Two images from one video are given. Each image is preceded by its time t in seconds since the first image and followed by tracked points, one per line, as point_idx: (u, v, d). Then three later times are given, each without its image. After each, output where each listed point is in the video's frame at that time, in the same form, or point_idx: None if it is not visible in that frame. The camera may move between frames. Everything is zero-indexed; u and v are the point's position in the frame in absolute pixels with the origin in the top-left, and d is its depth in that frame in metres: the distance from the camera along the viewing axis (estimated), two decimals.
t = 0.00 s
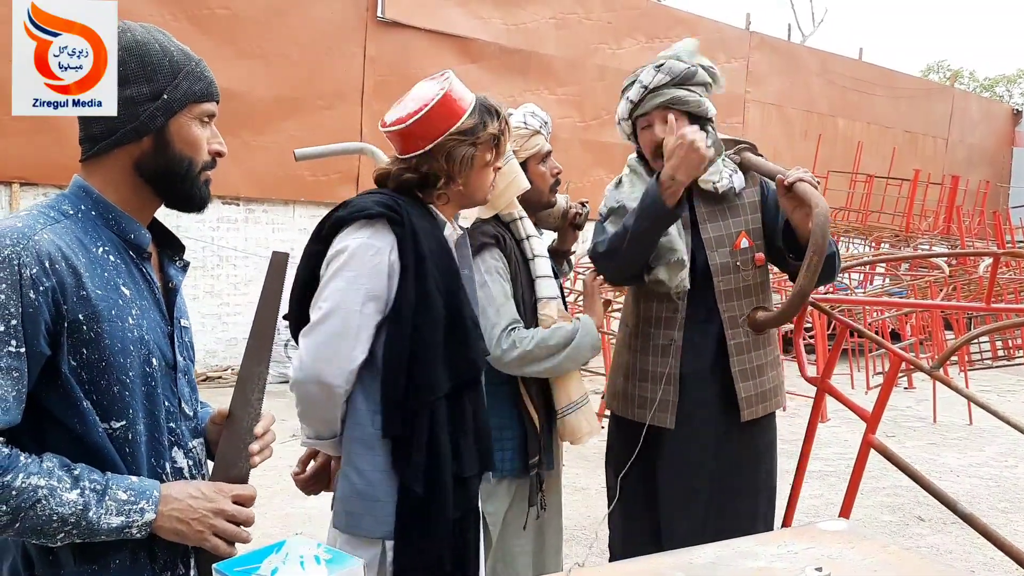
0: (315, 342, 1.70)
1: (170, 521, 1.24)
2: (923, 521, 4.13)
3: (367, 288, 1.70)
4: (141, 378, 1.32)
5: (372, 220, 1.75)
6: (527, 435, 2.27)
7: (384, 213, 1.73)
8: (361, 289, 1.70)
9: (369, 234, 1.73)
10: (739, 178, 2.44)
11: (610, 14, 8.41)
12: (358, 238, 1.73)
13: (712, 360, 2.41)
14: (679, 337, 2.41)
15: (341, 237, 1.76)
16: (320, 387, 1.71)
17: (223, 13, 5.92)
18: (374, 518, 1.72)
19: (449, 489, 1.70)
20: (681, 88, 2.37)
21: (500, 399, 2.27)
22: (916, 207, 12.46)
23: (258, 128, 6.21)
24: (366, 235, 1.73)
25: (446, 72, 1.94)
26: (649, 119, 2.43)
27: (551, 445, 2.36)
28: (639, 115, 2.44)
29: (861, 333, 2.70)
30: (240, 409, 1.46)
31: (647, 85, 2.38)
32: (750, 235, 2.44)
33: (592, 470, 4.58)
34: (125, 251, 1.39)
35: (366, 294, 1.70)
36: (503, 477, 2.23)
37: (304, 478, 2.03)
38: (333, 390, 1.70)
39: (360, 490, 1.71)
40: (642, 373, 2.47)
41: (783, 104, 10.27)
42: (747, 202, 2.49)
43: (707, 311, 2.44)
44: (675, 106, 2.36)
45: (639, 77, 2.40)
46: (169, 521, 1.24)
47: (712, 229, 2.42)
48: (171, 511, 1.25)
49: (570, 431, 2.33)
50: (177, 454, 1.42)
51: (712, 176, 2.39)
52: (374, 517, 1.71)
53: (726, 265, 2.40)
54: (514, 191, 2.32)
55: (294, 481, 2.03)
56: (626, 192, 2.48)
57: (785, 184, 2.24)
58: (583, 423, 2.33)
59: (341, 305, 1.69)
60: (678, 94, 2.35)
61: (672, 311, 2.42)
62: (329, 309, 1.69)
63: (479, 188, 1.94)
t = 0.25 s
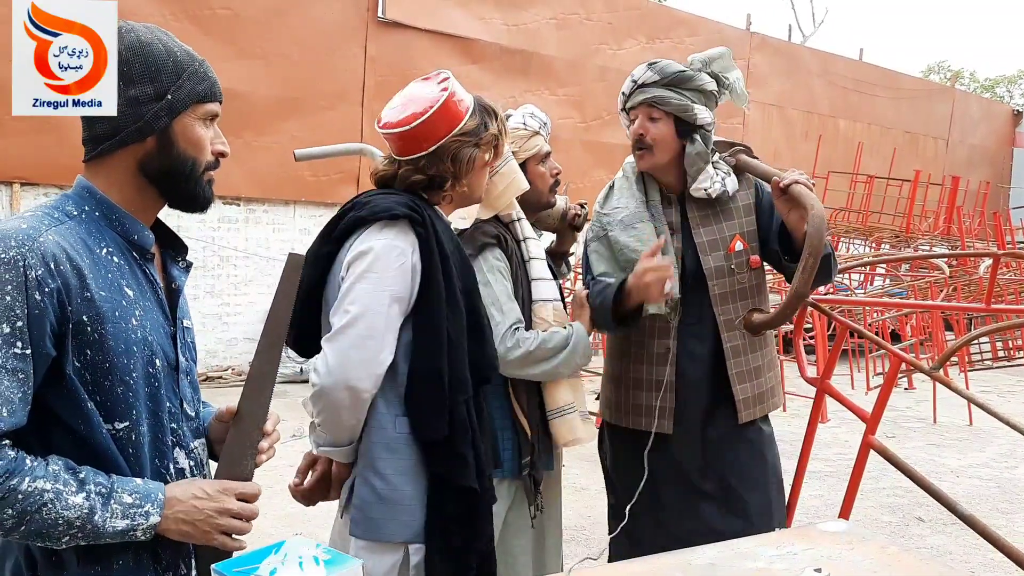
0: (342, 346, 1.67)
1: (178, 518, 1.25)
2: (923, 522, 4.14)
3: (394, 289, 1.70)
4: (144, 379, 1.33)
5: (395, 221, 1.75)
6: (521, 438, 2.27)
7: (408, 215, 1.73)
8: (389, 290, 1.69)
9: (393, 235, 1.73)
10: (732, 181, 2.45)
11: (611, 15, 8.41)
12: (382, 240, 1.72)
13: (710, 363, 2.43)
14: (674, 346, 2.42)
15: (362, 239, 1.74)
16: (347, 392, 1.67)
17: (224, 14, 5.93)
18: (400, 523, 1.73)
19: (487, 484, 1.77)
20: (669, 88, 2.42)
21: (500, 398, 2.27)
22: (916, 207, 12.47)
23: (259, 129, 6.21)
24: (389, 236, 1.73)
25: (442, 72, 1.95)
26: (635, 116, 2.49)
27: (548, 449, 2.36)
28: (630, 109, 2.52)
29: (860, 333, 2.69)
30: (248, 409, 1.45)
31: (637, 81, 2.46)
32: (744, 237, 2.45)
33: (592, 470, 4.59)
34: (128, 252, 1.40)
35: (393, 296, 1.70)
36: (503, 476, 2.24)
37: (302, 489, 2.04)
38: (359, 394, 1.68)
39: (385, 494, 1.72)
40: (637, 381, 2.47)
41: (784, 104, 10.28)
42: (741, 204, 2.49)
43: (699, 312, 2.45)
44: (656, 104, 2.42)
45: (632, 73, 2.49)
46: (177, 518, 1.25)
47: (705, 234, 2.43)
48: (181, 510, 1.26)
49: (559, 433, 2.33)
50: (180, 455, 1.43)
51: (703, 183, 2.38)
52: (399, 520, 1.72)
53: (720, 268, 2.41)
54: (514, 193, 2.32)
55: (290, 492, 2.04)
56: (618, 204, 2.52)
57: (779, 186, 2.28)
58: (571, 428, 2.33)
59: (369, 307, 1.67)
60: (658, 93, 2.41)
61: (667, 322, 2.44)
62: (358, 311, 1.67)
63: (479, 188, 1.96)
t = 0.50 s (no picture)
0: (343, 349, 1.66)
1: (180, 519, 1.26)
2: (923, 522, 4.14)
3: (395, 291, 1.70)
4: (146, 379, 1.33)
5: (396, 222, 1.75)
6: (519, 439, 2.27)
7: (409, 216, 1.73)
8: (391, 292, 1.69)
9: (394, 236, 1.73)
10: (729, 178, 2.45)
11: (611, 15, 8.42)
12: (382, 241, 1.72)
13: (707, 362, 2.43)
14: (672, 346, 2.45)
15: (363, 240, 1.74)
16: (348, 396, 1.67)
17: (224, 14, 5.93)
18: (400, 526, 1.73)
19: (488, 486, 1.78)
20: (665, 87, 2.44)
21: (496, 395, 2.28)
22: (916, 207, 12.47)
23: (259, 129, 6.22)
24: (391, 237, 1.73)
25: (439, 71, 1.95)
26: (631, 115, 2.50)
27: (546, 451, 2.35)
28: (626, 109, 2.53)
29: (862, 334, 2.69)
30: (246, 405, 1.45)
31: (632, 81, 2.48)
32: (740, 236, 2.45)
33: (592, 470, 4.59)
34: (130, 252, 1.40)
35: (394, 298, 1.70)
36: (501, 475, 2.24)
37: (298, 492, 2.03)
38: (361, 397, 1.67)
39: (386, 496, 1.73)
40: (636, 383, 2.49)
41: (784, 104, 10.28)
42: (738, 203, 2.49)
43: (694, 312, 2.46)
44: (651, 104, 2.44)
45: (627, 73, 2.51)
46: (176, 522, 1.25)
47: (700, 232, 2.44)
48: (181, 512, 1.26)
49: (545, 436, 2.27)
50: (180, 455, 1.44)
51: (699, 181, 2.38)
52: (399, 523, 1.72)
53: (715, 267, 2.42)
54: (514, 192, 2.32)
55: (286, 495, 2.02)
56: (611, 205, 2.54)
57: (769, 185, 2.28)
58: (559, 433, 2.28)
59: (370, 310, 1.67)
60: (653, 92, 2.42)
61: (664, 323, 2.48)
62: (360, 314, 1.66)
63: (477, 187, 1.96)
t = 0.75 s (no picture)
0: (328, 349, 1.67)
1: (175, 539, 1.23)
2: (923, 523, 4.14)
3: (382, 292, 1.70)
4: (147, 379, 1.33)
5: (384, 224, 1.75)
6: (518, 439, 2.28)
7: (397, 218, 1.73)
8: (376, 294, 1.69)
9: (382, 238, 1.73)
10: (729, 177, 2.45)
11: (612, 16, 8.42)
12: (369, 243, 1.72)
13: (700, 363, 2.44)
14: (664, 350, 2.45)
15: (350, 241, 1.75)
16: (333, 395, 1.68)
17: (224, 14, 5.93)
18: (386, 525, 1.72)
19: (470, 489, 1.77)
20: (663, 90, 2.45)
21: (490, 396, 2.30)
22: (916, 208, 12.47)
23: (260, 129, 6.22)
24: (379, 239, 1.73)
25: (435, 70, 1.95)
26: (631, 118, 2.50)
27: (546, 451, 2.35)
28: (625, 113, 2.53)
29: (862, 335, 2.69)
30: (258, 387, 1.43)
31: (630, 84, 2.49)
32: (742, 235, 2.44)
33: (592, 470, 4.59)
34: (133, 251, 1.40)
35: (380, 299, 1.70)
36: (501, 476, 2.25)
37: (291, 487, 2.02)
38: (346, 398, 1.68)
39: (370, 494, 1.72)
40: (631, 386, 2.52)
41: (784, 105, 10.28)
42: (740, 202, 2.48)
43: (696, 312, 2.47)
44: (650, 106, 2.45)
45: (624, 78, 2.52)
46: (169, 539, 1.23)
47: (700, 232, 2.45)
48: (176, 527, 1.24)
49: (544, 436, 2.26)
50: (180, 455, 1.45)
51: (698, 181, 2.38)
52: (384, 523, 1.72)
53: (715, 266, 2.42)
54: (508, 192, 2.31)
55: (279, 490, 2.02)
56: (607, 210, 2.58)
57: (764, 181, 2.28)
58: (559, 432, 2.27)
59: (356, 311, 1.67)
60: (652, 95, 2.43)
61: (655, 326, 2.49)
62: (345, 315, 1.67)
63: (471, 188, 1.97)
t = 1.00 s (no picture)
0: (313, 347, 1.68)
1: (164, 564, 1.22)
2: (923, 523, 4.13)
3: (367, 292, 1.70)
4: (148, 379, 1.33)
5: (372, 224, 1.75)
6: (515, 439, 2.28)
7: (384, 218, 1.73)
8: (361, 293, 1.70)
9: (368, 238, 1.74)
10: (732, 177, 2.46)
11: (612, 16, 8.42)
12: (357, 243, 1.73)
13: (695, 363, 2.45)
14: (663, 354, 2.47)
15: (338, 240, 1.76)
16: (319, 394, 1.69)
17: (225, 14, 5.94)
18: (370, 524, 1.72)
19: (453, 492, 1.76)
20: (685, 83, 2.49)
21: (485, 395, 2.31)
22: (917, 208, 12.46)
23: (260, 129, 6.22)
24: (366, 239, 1.73)
25: (435, 73, 1.96)
26: (660, 109, 2.44)
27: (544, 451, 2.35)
28: (649, 105, 2.46)
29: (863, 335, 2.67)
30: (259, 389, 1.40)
31: (658, 74, 2.45)
32: (743, 237, 2.44)
33: (592, 471, 4.58)
34: (133, 251, 1.40)
35: (365, 299, 1.70)
36: (499, 476, 2.25)
37: (284, 482, 2.01)
38: (330, 395, 1.69)
39: (354, 493, 1.73)
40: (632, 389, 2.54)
41: (784, 105, 10.28)
42: (740, 203, 2.49)
43: (696, 313, 2.47)
44: (683, 96, 2.45)
45: (649, 68, 2.47)
46: (163, 555, 1.22)
47: (701, 234, 2.45)
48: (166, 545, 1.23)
49: (541, 436, 2.27)
50: (182, 455, 1.45)
51: (706, 164, 2.39)
52: (368, 522, 1.72)
53: (716, 268, 2.43)
54: (503, 192, 2.31)
55: (274, 485, 2.01)
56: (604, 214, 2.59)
57: (762, 184, 2.28)
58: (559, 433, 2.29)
59: (342, 310, 1.68)
60: (685, 85, 2.45)
61: (654, 332, 2.50)
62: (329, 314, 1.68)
63: (464, 192, 1.96)
